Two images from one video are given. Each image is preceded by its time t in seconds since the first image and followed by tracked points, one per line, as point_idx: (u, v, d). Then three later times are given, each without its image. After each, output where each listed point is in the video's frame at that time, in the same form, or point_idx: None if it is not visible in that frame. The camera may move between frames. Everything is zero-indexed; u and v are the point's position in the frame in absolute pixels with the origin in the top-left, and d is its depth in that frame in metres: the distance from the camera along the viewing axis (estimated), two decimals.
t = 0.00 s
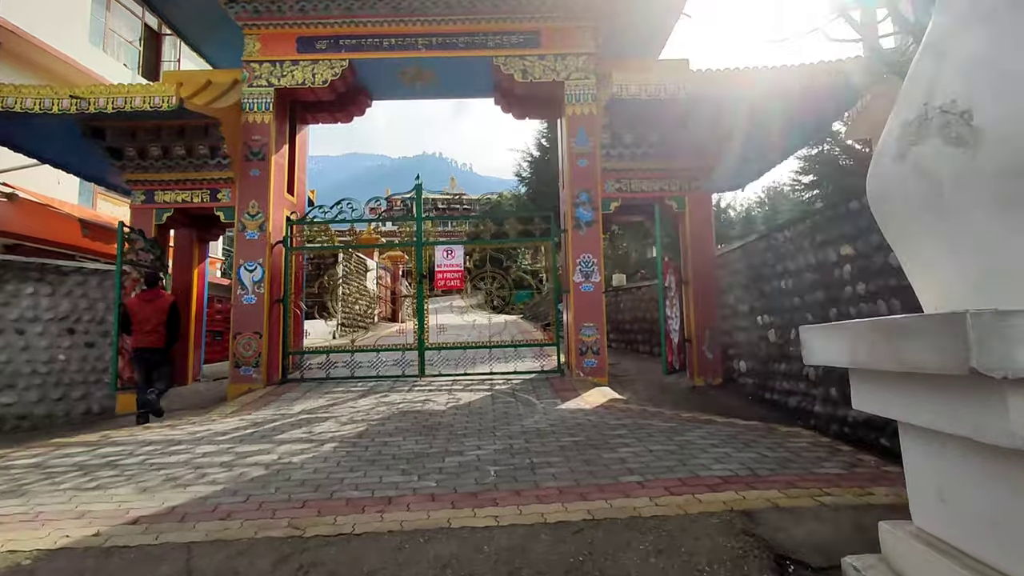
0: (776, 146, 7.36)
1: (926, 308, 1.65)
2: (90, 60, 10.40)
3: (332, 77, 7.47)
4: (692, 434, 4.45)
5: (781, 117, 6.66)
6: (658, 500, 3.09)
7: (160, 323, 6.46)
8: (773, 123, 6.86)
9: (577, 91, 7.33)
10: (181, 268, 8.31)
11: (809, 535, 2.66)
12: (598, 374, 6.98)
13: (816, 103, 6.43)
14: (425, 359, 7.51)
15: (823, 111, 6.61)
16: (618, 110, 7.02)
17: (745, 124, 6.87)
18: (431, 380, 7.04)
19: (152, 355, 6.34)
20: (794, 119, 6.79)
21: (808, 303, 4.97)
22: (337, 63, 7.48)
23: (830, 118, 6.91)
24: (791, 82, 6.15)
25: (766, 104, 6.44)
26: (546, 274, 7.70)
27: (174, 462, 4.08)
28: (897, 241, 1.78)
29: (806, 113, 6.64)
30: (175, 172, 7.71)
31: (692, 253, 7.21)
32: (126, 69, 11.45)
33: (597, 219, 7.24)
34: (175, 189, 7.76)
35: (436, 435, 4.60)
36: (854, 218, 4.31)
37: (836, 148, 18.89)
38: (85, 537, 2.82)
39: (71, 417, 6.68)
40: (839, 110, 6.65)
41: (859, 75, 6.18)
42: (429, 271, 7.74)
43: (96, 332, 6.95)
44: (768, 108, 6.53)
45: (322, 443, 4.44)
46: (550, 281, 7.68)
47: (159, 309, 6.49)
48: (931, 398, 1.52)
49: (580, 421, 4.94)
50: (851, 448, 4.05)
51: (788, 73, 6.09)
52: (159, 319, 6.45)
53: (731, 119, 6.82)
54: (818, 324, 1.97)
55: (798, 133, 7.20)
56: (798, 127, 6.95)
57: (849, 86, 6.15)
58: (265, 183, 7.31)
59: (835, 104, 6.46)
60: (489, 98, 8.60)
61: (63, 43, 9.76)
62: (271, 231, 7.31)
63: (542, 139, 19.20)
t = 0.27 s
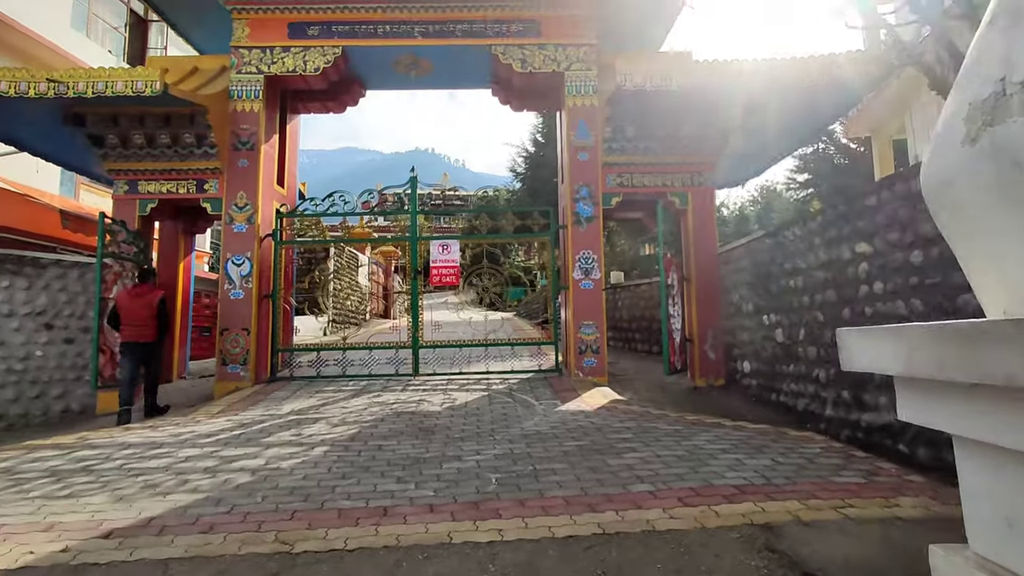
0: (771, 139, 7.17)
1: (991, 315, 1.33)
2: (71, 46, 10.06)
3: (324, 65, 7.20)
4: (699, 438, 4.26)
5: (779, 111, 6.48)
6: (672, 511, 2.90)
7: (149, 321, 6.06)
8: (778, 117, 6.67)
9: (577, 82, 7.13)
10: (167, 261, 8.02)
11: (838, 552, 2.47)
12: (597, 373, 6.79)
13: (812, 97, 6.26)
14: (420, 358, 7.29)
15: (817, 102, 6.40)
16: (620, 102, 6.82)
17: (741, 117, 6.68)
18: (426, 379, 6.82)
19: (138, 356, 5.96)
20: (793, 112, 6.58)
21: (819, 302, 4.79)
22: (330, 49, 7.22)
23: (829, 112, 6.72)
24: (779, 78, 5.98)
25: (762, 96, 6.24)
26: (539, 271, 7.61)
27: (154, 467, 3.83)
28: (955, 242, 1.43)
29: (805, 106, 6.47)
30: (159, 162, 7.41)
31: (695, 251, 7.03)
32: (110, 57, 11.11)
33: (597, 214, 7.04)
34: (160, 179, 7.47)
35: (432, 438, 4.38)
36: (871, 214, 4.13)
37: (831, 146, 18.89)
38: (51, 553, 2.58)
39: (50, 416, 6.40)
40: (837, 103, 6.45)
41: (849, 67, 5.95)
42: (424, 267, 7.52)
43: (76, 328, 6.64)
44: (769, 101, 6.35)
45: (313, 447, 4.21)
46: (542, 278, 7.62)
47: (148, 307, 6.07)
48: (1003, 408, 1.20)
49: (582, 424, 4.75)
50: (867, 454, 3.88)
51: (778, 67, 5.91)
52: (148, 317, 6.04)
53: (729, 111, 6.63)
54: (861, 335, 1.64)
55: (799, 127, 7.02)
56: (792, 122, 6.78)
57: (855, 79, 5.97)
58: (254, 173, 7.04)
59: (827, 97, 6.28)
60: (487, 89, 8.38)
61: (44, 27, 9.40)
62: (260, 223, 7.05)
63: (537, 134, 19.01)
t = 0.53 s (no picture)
0: (769, 136, 6.93)
1: None
2: (55, 30, 9.68)
3: (320, 53, 6.92)
4: (714, 450, 4.06)
5: (782, 108, 6.29)
6: (696, 536, 2.68)
7: (147, 317, 6.03)
8: (789, 114, 6.45)
9: (582, 75, 6.89)
10: (153, 255, 7.73)
11: None
12: (601, 377, 6.59)
13: (812, 93, 6.01)
14: (417, 358, 7.07)
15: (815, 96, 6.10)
16: (626, 96, 6.59)
17: (742, 113, 6.47)
18: (423, 381, 6.60)
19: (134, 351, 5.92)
20: (794, 108, 6.35)
21: (836, 307, 4.60)
22: (326, 37, 6.93)
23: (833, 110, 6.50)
24: (773, 70, 5.70)
25: (761, 89, 5.99)
26: (538, 268, 7.36)
27: (136, 480, 3.58)
28: None
29: (808, 103, 6.23)
30: (147, 152, 7.11)
31: (702, 251, 6.81)
32: (95, 43, 10.73)
33: (602, 212, 6.81)
34: (148, 170, 7.17)
35: (432, 448, 4.15)
36: (896, 216, 3.93)
37: (828, 145, 18.86)
38: None
39: (30, 418, 6.09)
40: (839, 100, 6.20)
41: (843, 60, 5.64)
42: (422, 264, 7.28)
43: (57, 325, 6.33)
44: (775, 97, 6.13)
45: (306, 457, 3.96)
46: (540, 275, 7.38)
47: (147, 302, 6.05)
48: None
49: (590, 433, 4.54)
50: (891, 469, 3.70)
51: (779, 61, 5.64)
52: (146, 313, 6.02)
53: (733, 107, 6.40)
54: (919, 349, 1.51)
55: (803, 124, 6.78)
56: (793, 118, 6.55)
57: (869, 76, 5.73)
58: (245, 166, 6.75)
59: (823, 92, 6.02)
60: (488, 82, 8.13)
61: (28, 11, 9.02)
62: (251, 217, 6.77)
63: (533, 129, 18.77)
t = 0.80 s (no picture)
0: (769, 136, 6.77)
1: None
2: (40, 14, 9.38)
3: (316, 41, 6.67)
4: (727, 458, 3.89)
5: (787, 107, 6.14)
6: (718, 556, 2.50)
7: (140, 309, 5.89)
8: (798, 110, 6.27)
9: (586, 67, 6.68)
10: (141, 248, 7.52)
11: None
12: (604, 378, 6.41)
13: (811, 92, 5.88)
14: (414, 357, 6.87)
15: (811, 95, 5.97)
16: (632, 89, 6.39)
17: (743, 111, 6.31)
18: (421, 381, 6.40)
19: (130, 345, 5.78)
20: (794, 108, 6.23)
21: (853, 309, 4.43)
22: (322, 25, 6.68)
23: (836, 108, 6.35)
24: (770, 72, 5.60)
25: (762, 87, 5.82)
26: (537, 264, 7.06)
27: (118, 488, 3.36)
28: None
29: (808, 101, 6.09)
30: (136, 142, 6.80)
31: (707, 251, 6.65)
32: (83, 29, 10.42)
33: (605, 209, 6.63)
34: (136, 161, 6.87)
35: (432, 454, 3.96)
36: (920, 216, 3.76)
37: (827, 144, 18.75)
38: None
39: (11, 417, 5.85)
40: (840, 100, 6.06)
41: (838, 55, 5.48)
42: (420, 261, 7.08)
43: (40, 320, 6.08)
44: (774, 98, 6.02)
45: (299, 463, 3.76)
46: (537, 271, 7.09)
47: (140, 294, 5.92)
48: None
49: (595, 438, 4.36)
50: (912, 480, 3.54)
51: (777, 61, 5.47)
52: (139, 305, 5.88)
53: (734, 104, 6.24)
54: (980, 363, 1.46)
55: (806, 124, 6.65)
56: (796, 116, 6.42)
57: (873, 71, 5.64)
58: (237, 157, 6.53)
59: (821, 91, 5.89)
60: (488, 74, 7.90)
61: None
62: (244, 211, 6.54)
63: (532, 124, 18.59)
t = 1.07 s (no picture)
0: (765, 134, 6.63)
1: None
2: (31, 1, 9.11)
3: (316, 29, 6.45)
4: (747, 465, 3.71)
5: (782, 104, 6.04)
6: None
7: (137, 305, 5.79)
8: (812, 103, 6.09)
9: (594, 58, 6.48)
10: (136, 242, 7.27)
11: None
12: (611, 378, 6.23)
13: (808, 85, 5.72)
14: (416, 356, 6.69)
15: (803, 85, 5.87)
16: (642, 81, 6.19)
17: (740, 108, 6.17)
18: (423, 380, 6.22)
19: (128, 341, 5.71)
20: (792, 104, 6.09)
21: (876, 309, 4.25)
22: (322, 12, 6.46)
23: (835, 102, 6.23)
24: (765, 71, 5.49)
25: (758, 81, 5.67)
26: (537, 261, 6.98)
27: (107, 496, 3.16)
28: None
29: (805, 98, 5.96)
30: (129, 130, 6.54)
31: (719, 248, 6.45)
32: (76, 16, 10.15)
33: (614, 204, 6.43)
34: (129, 151, 6.60)
35: (438, 459, 3.77)
36: (953, 212, 3.57)
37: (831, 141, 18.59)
38: None
39: None
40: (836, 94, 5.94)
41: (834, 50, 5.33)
42: (423, 257, 6.88)
43: (29, 315, 5.86)
44: (772, 96, 5.89)
45: (299, 469, 3.57)
46: (538, 267, 6.99)
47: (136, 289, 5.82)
48: None
49: (608, 443, 4.18)
50: (945, 491, 3.36)
51: (770, 64, 5.36)
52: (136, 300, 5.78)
53: (731, 101, 6.10)
54: None
55: (803, 118, 6.54)
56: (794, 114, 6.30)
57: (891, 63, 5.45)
58: (234, 147, 6.33)
59: (816, 88, 5.78)
60: (493, 65, 7.70)
61: None
62: (241, 204, 6.33)
63: (533, 119, 18.42)
